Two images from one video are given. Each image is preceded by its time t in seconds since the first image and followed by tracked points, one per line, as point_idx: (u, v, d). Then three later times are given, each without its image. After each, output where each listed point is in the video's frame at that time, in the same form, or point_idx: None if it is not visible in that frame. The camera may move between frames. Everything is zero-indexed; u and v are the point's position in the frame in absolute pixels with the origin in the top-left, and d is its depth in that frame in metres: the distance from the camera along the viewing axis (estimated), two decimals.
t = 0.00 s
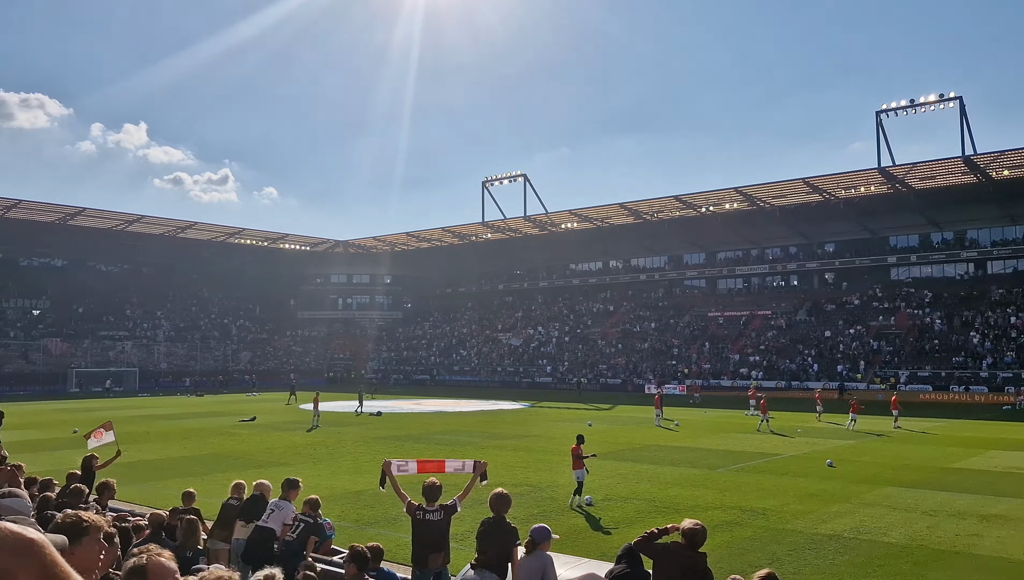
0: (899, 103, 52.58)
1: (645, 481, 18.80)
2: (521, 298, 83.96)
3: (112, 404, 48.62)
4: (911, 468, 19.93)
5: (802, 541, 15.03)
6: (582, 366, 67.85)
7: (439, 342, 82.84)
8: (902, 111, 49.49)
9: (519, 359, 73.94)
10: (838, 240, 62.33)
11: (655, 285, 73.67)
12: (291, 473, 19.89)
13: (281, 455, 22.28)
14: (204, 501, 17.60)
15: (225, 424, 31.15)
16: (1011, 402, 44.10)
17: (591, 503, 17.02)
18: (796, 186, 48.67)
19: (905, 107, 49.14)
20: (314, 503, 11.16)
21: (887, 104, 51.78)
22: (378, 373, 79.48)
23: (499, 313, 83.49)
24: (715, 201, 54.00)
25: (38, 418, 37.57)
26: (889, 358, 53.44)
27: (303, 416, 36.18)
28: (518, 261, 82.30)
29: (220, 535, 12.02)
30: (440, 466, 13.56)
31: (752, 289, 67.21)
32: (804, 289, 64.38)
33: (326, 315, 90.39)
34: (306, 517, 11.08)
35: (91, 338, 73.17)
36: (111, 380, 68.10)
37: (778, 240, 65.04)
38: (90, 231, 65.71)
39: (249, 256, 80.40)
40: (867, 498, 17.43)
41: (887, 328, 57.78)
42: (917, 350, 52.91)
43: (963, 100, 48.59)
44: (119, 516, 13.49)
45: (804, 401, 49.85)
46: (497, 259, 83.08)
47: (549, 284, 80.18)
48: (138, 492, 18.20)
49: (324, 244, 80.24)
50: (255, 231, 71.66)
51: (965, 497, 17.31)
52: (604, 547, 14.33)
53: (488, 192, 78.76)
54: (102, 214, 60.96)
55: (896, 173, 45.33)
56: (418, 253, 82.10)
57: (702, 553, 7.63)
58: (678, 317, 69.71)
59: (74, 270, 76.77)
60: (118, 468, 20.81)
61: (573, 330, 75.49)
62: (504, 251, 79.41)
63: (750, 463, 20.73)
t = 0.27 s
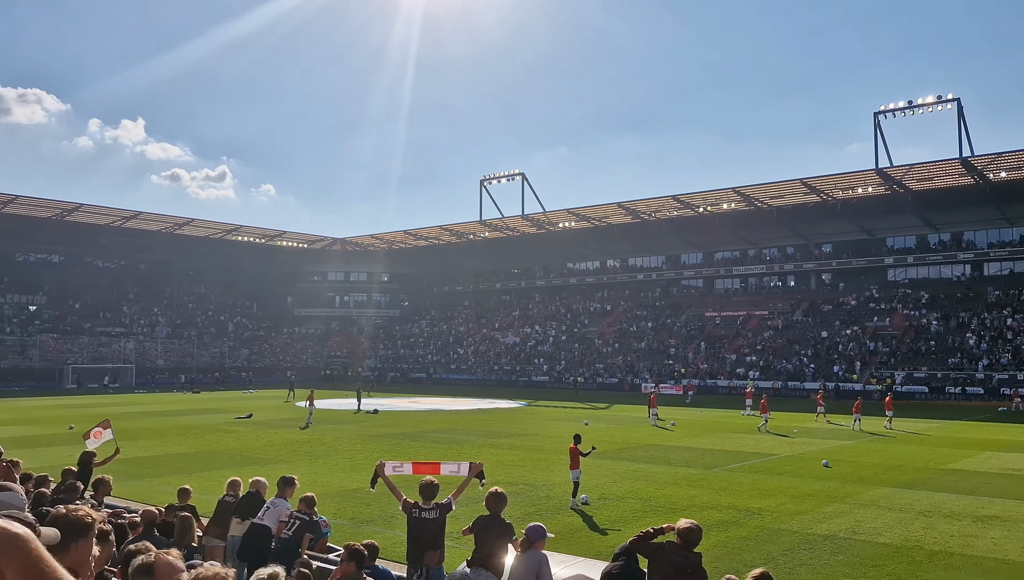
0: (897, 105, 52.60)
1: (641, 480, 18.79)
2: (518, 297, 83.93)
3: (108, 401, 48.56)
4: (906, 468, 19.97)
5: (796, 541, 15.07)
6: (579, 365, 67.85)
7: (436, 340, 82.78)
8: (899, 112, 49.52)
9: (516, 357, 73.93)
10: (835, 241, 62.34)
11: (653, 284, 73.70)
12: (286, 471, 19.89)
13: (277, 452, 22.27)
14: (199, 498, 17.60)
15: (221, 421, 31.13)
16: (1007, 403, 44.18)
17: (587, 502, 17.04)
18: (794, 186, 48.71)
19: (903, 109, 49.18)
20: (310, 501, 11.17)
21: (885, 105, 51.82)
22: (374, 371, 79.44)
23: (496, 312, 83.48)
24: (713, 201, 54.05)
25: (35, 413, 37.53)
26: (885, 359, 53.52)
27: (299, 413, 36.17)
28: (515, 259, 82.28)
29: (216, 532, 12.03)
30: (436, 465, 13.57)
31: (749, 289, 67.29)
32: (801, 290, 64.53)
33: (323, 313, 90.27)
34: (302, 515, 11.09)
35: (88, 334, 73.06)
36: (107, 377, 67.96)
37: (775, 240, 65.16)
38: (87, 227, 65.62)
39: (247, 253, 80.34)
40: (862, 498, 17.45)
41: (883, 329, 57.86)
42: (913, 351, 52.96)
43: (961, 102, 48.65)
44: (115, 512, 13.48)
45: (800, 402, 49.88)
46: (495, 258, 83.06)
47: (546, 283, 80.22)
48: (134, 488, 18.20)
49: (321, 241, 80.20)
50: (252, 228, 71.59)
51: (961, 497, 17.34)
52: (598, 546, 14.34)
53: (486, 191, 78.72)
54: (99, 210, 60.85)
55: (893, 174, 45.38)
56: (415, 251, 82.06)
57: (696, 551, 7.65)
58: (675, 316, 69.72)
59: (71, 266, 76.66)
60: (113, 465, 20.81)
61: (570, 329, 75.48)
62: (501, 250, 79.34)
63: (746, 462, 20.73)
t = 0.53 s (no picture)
0: (894, 102, 52.59)
1: (638, 478, 18.78)
2: (516, 294, 83.90)
3: (104, 398, 48.47)
4: (902, 466, 19.98)
5: (792, 538, 15.09)
6: (576, 362, 67.82)
7: (433, 338, 82.70)
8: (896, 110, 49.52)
9: (513, 355, 73.91)
10: (831, 239, 62.81)
11: (650, 282, 73.74)
12: (283, 468, 19.87)
13: (274, 450, 22.24)
14: (196, 496, 17.57)
15: (218, 419, 31.07)
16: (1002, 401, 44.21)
17: (583, 500, 17.05)
18: (791, 184, 48.73)
19: (900, 106, 49.17)
20: (306, 499, 11.16)
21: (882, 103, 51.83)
22: (371, 369, 79.36)
23: (493, 310, 83.47)
24: (710, 199, 54.07)
25: (31, 411, 37.43)
26: (882, 356, 53.56)
27: (296, 411, 36.15)
28: (513, 257, 82.28)
29: (212, 531, 12.01)
30: (433, 465, 13.61)
31: (746, 286, 67.29)
32: (797, 287, 64.65)
33: (320, 311, 90.13)
34: (298, 513, 11.08)
35: (84, 331, 72.91)
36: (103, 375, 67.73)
37: (772, 238, 65.35)
38: (83, 224, 65.46)
39: (244, 250, 80.25)
40: (858, 495, 17.46)
41: (880, 328, 57.88)
42: (910, 349, 52.96)
43: (957, 100, 48.72)
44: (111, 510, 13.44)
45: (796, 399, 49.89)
46: (492, 256, 83.03)
47: (543, 281, 80.24)
48: (130, 486, 18.17)
49: (318, 239, 80.14)
50: (249, 226, 71.52)
51: (956, 495, 17.36)
52: (595, 544, 14.34)
53: (483, 189, 78.76)
54: (95, 207, 60.70)
55: (890, 172, 45.40)
56: (413, 249, 82.00)
57: (692, 549, 7.68)
58: (672, 314, 69.68)
59: (67, 264, 76.50)
60: (109, 462, 20.77)
61: (567, 327, 75.50)
62: (498, 247, 79.33)
63: (742, 460, 20.74)
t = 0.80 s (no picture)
0: (886, 102, 52.73)
1: (631, 476, 18.77)
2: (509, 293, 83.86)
3: (96, 398, 48.27)
4: (894, 464, 20.01)
5: (786, 536, 15.11)
6: (570, 361, 67.76)
7: (426, 337, 82.59)
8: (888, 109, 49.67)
9: (507, 354, 74.01)
10: (824, 238, 63.16)
11: (644, 281, 73.82)
12: (276, 467, 19.81)
13: (268, 449, 22.16)
14: (189, 495, 17.51)
15: (212, 418, 30.94)
16: (995, 399, 44.34)
17: (577, 499, 17.05)
18: (784, 183, 48.84)
19: (892, 105, 49.30)
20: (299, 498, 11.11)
21: (875, 102, 51.96)
22: (365, 367, 79.17)
23: (487, 308, 83.39)
24: (704, 197, 54.14)
25: (22, 411, 37.24)
26: (874, 355, 53.73)
27: (290, 410, 36.05)
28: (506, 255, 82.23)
29: (206, 531, 11.97)
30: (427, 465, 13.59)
31: (740, 285, 67.40)
32: (790, 286, 64.71)
33: (313, 310, 89.88)
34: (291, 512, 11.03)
35: (76, 330, 72.59)
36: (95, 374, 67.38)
37: (766, 237, 65.66)
38: (76, 223, 65.21)
39: (236, 248, 80.02)
40: (851, 494, 17.48)
41: (873, 326, 57.78)
42: (902, 348, 53.04)
43: (949, 99, 48.95)
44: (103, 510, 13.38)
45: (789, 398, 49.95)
46: (486, 254, 83.00)
47: (537, 280, 80.18)
48: (122, 486, 18.09)
49: (312, 237, 79.99)
50: (242, 224, 71.37)
51: (949, 493, 17.40)
52: (588, 543, 14.35)
53: (477, 187, 78.73)
54: (87, 205, 60.47)
55: (882, 171, 45.52)
56: (406, 247, 81.89)
57: (685, 548, 7.66)
58: (666, 313, 69.62)
59: (60, 263, 76.20)
60: (101, 462, 20.68)
61: (561, 325, 75.48)
62: (492, 246, 79.29)
63: (736, 458, 20.77)
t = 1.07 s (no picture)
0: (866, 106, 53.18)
1: (613, 478, 18.81)
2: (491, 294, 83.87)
3: (74, 399, 47.77)
4: (872, 465, 20.20)
5: (765, 538, 15.20)
6: (551, 363, 67.85)
7: (408, 338, 82.39)
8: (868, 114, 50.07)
9: (488, 355, 73.67)
10: (804, 241, 63.30)
11: (626, 282, 74.01)
12: (255, 469, 19.70)
13: (248, 451, 22.02)
14: (167, 497, 17.37)
15: (191, 420, 30.72)
16: (971, 402, 44.96)
17: (558, 501, 17.08)
18: (765, 186, 49.17)
19: (872, 110, 49.70)
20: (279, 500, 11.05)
21: (855, 107, 52.35)
22: (347, 368, 78.89)
23: (469, 310, 83.37)
24: (686, 200, 54.39)
25: None
26: (854, 357, 54.29)
27: (271, 411, 35.84)
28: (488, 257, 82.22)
29: (184, 533, 11.86)
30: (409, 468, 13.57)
31: (721, 287, 67.11)
32: (771, 289, 65.01)
33: (294, 310, 89.43)
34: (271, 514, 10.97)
35: (55, 331, 71.89)
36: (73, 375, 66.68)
37: (747, 240, 65.84)
38: (54, 222, 64.55)
39: (217, 248, 79.52)
40: (829, 495, 17.61)
41: (852, 328, 58.36)
42: (881, 350, 53.68)
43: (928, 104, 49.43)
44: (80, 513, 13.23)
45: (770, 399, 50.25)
46: (468, 256, 82.89)
47: (519, 281, 80.22)
48: (100, 488, 17.92)
49: (293, 237, 79.60)
50: (223, 224, 70.97)
51: (925, 494, 17.58)
52: (567, 545, 14.32)
53: (460, 188, 78.59)
54: (66, 204, 59.89)
55: (862, 174, 45.91)
56: (388, 248, 81.69)
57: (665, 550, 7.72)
58: (647, 315, 70.28)
59: (38, 262, 75.39)
60: (78, 464, 20.47)
61: (543, 327, 75.59)
62: (474, 247, 79.21)
63: (715, 461, 20.82)
